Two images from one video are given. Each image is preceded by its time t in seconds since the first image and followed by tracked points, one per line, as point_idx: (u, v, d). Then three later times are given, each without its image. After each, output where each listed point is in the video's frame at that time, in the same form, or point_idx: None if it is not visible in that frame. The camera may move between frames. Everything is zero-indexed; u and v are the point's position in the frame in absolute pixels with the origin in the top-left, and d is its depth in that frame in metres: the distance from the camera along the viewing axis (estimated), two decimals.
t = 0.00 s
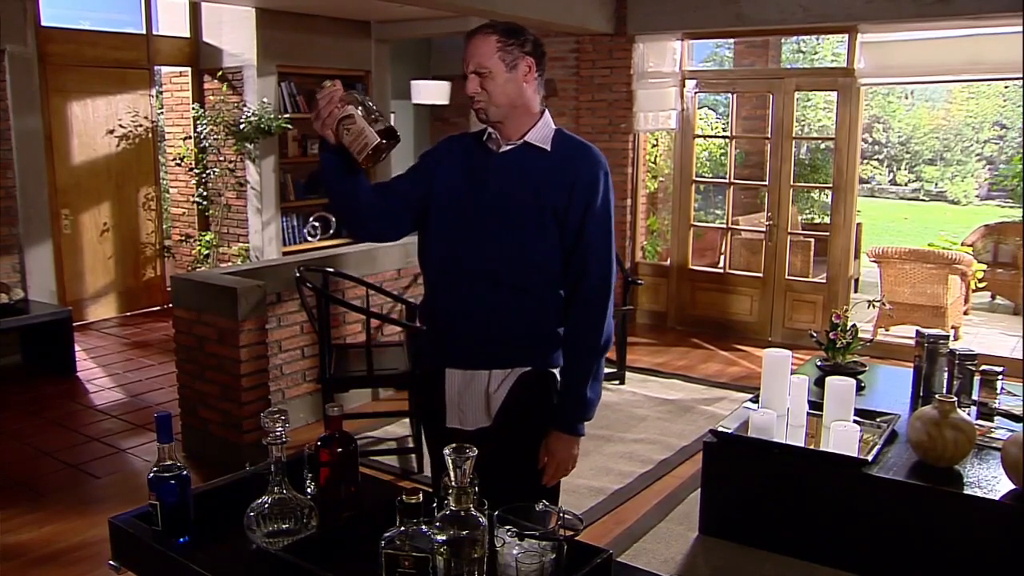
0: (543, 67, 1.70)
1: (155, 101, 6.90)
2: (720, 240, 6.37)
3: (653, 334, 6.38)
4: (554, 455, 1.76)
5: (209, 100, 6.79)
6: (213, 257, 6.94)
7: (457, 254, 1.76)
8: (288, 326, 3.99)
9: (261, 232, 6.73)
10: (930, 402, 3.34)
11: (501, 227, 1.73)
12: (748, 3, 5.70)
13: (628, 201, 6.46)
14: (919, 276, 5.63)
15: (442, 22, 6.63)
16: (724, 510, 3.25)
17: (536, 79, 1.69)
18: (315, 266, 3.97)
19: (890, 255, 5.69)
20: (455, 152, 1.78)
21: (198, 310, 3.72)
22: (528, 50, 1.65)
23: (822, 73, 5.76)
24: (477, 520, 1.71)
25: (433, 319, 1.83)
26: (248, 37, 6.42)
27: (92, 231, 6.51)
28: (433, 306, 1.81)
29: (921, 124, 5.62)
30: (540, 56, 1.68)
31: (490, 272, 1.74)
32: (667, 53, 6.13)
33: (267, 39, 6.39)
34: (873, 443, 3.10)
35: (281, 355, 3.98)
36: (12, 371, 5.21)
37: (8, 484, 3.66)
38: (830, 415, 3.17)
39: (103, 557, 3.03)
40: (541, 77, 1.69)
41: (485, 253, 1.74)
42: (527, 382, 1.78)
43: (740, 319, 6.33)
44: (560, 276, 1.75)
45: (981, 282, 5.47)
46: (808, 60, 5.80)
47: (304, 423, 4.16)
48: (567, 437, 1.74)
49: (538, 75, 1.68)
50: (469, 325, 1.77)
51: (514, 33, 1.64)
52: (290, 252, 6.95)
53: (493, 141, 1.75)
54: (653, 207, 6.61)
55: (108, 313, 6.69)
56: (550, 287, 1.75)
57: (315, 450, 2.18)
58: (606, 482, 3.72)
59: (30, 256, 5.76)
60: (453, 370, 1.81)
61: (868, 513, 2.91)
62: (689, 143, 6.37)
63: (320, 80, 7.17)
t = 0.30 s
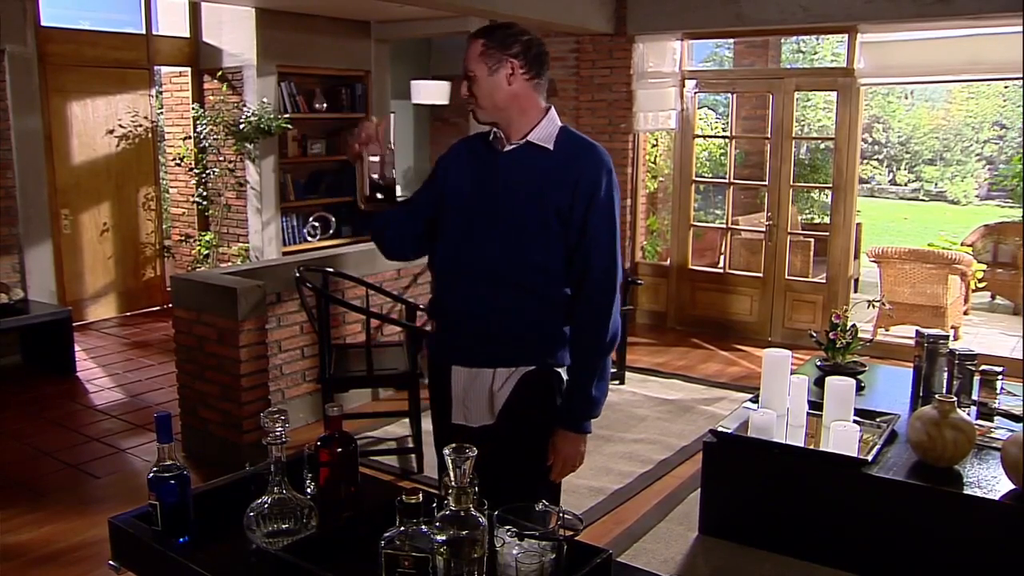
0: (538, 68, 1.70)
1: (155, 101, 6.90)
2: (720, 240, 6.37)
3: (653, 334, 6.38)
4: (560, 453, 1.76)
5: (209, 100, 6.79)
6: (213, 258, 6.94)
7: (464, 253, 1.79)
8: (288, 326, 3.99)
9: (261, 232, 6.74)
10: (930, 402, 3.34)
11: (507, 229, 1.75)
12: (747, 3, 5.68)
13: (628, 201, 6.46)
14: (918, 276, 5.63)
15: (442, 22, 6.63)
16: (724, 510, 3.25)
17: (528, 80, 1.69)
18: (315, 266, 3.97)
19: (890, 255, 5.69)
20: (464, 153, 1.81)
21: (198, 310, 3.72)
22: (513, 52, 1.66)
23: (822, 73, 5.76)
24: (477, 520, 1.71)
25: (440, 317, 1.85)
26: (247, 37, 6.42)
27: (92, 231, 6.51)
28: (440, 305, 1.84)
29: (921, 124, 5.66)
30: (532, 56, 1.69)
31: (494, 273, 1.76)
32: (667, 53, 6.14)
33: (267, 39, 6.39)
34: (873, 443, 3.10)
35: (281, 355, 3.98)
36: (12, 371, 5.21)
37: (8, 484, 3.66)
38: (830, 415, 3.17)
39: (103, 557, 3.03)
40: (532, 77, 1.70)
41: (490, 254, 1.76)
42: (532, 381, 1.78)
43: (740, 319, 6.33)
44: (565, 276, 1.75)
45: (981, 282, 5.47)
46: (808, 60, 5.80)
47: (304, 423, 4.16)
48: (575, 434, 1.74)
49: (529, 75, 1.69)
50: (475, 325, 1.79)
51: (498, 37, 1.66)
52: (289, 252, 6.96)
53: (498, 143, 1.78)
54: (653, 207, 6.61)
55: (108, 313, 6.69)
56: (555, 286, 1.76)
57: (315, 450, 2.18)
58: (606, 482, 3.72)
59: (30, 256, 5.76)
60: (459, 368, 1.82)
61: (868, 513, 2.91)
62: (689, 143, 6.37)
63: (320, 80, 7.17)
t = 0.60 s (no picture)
0: (538, 72, 1.73)
1: (155, 102, 6.90)
2: (720, 240, 6.37)
3: (652, 334, 6.38)
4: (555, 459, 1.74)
5: (209, 100, 6.79)
6: (213, 258, 6.95)
7: (472, 254, 1.84)
8: (288, 326, 3.99)
9: (260, 232, 6.75)
10: (930, 402, 3.34)
11: (506, 228, 1.77)
12: (748, 3, 5.67)
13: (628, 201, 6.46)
14: (918, 276, 5.63)
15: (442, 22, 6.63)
16: (724, 510, 3.25)
17: (523, 81, 1.73)
18: (315, 265, 3.97)
19: (890, 255, 5.70)
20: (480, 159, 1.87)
21: (198, 310, 3.72)
22: (506, 50, 1.71)
23: (822, 73, 5.76)
24: (477, 520, 1.72)
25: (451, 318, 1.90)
26: (247, 37, 6.42)
27: (92, 231, 6.50)
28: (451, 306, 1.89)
29: (921, 124, 5.64)
30: (528, 57, 1.72)
31: (494, 272, 1.79)
32: (667, 54, 6.14)
33: (267, 40, 6.40)
34: (873, 443, 3.10)
35: (281, 355, 3.98)
36: (12, 371, 5.21)
37: (8, 484, 3.66)
38: (830, 415, 3.17)
39: (103, 557, 3.03)
40: (529, 77, 1.73)
41: (492, 255, 1.80)
42: (533, 381, 1.79)
43: (740, 319, 6.33)
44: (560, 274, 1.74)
45: (981, 282, 5.48)
46: (808, 60, 5.80)
47: (304, 423, 4.16)
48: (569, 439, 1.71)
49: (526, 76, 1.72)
50: (475, 324, 1.82)
51: (503, 37, 1.72)
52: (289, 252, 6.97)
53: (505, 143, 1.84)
54: (653, 207, 6.61)
55: (108, 313, 6.68)
56: (550, 285, 1.75)
57: (315, 450, 2.18)
58: (606, 482, 3.72)
59: (29, 256, 5.76)
60: (461, 367, 1.88)
61: (867, 513, 2.92)
62: (689, 143, 6.37)
63: (320, 80, 7.17)
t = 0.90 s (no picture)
0: (561, 69, 1.75)
1: (155, 102, 6.90)
2: (719, 240, 6.38)
3: (652, 334, 6.38)
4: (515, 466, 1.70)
5: (209, 100, 6.80)
6: (212, 258, 6.94)
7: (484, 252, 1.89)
8: (288, 326, 3.99)
9: (260, 232, 6.75)
10: (929, 402, 3.34)
11: (506, 227, 1.81)
12: (747, 3, 5.67)
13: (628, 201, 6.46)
14: (918, 276, 5.63)
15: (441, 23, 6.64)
16: (724, 510, 3.25)
17: (532, 79, 1.74)
18: (315, 266, 3.97)
19: (889, 255, 5.70)
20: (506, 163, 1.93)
21: (197, 310, 3.72)
22: (524, 50, 1.72)
23: (821, 73, 5.76)
24: (477, 520, 1.74)
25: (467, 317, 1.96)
26: (247, 37, 6.42)
27: (92, 231, 6.50)
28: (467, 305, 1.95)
29: (920, 124, 5.73)
30: (538, 55, 1.72)
31: (494, 270, 1.82)
32: (667, 53, 6.13)
33: (267, 39, 6.40)
34: (873, 443, 3.10)
35: (280, 355, 3.98)
36: (11, 371, 5.21)
37: (7, 484, 3.66)
38: (829, 415, 3.17)
39: (103, 557, 3.03)
40: (548, 75, 1.74)
41: (494, 254, 1.84)
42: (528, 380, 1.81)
43: (740, 319, 6.33)
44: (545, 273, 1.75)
45: (980, 282, 5.48)
46: (807, 60, 5.80)
47: (304, 423, 4.15)
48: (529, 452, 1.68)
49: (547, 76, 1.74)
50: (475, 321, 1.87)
51: (523, 37, 1.72)
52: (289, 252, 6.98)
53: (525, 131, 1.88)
54: (653, 207, 6.61)
55: (108, 313, 6.68)
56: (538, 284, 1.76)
57: (315, 450, 2.18)
58: (605, 482, 3.72)
59: (29, 256, 5.76)
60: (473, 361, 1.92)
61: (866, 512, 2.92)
62: (688, 143, 6.37)
63: (320, 80, 7.17)
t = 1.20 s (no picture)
0: (569, 68, 1.76)
1: (155, 101, 6.90)
2: (719, 241, 6.38)
3: (651, 334, 6.38)
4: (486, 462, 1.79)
5: (209, 100, 6.80)
6: (212, 258, 6.94)
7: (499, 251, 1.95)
8: (287, 326, 3.98)
9: (260, 232, 6.75)
10: (928, 402, 3.34)
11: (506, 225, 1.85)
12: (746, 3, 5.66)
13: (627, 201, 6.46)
14: (917, 276, 5.64)
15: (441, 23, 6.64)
16: (724, 510, 3.25)
17: (533, 80, 1.78)
18: (314, 266, 3.97)
19: (888, 254, 5.71)
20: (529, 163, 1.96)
21: (197, 310, 3.72)
22: (530, 50, 1.75)
23: (821, 73, 5.76)
24: (476, 520, 1.74)
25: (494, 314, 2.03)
26: (246, 37, 6.42)
27: (91, 231, 6.50)
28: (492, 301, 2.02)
29: (919, 123, 5.77)
30: (539, 56, 1.74)
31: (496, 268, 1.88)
32: (666, 53, 6.13)
33: (266, 40, 6.39)
34: (872, 443, 3.10)
35: (279, 355, 3.97)
36: (11, 372, 5.21)
37: (7, 484, 3.66)
38: (828, 415, 3.17)
39: (102, 557, 3.03)
40: (556, 75, 1.76)
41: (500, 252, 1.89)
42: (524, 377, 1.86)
43: (739, 319, 6.33)
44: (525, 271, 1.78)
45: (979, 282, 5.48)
46: (806, 60, 5.80)
47: (303, 423, 4.15)
48: (496, 450, 1.74)
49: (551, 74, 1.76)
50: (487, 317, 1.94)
51: (531, 38, 1.74)
52: (289, 252, 6.99)
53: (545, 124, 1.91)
54: (653, 208, 6.60)
55: (107, 313, 6.68)
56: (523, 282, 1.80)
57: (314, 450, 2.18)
58: (605, 482, 3.72)
59: (28, 256, 5.76)
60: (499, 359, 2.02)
61: (866, 513, 2.92)
62: (688, 143, 6.37)
63: (319, 80, 7.16)
